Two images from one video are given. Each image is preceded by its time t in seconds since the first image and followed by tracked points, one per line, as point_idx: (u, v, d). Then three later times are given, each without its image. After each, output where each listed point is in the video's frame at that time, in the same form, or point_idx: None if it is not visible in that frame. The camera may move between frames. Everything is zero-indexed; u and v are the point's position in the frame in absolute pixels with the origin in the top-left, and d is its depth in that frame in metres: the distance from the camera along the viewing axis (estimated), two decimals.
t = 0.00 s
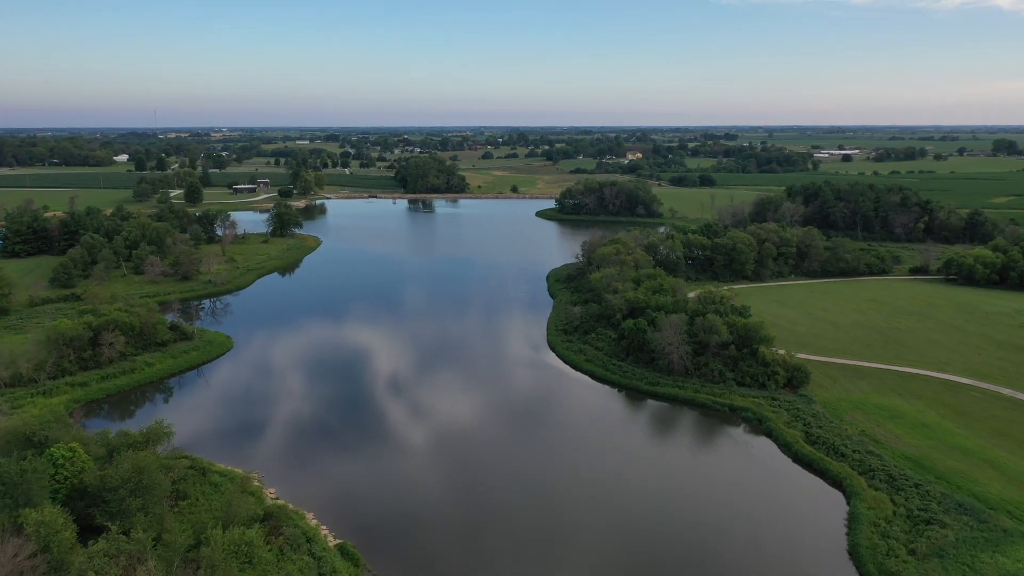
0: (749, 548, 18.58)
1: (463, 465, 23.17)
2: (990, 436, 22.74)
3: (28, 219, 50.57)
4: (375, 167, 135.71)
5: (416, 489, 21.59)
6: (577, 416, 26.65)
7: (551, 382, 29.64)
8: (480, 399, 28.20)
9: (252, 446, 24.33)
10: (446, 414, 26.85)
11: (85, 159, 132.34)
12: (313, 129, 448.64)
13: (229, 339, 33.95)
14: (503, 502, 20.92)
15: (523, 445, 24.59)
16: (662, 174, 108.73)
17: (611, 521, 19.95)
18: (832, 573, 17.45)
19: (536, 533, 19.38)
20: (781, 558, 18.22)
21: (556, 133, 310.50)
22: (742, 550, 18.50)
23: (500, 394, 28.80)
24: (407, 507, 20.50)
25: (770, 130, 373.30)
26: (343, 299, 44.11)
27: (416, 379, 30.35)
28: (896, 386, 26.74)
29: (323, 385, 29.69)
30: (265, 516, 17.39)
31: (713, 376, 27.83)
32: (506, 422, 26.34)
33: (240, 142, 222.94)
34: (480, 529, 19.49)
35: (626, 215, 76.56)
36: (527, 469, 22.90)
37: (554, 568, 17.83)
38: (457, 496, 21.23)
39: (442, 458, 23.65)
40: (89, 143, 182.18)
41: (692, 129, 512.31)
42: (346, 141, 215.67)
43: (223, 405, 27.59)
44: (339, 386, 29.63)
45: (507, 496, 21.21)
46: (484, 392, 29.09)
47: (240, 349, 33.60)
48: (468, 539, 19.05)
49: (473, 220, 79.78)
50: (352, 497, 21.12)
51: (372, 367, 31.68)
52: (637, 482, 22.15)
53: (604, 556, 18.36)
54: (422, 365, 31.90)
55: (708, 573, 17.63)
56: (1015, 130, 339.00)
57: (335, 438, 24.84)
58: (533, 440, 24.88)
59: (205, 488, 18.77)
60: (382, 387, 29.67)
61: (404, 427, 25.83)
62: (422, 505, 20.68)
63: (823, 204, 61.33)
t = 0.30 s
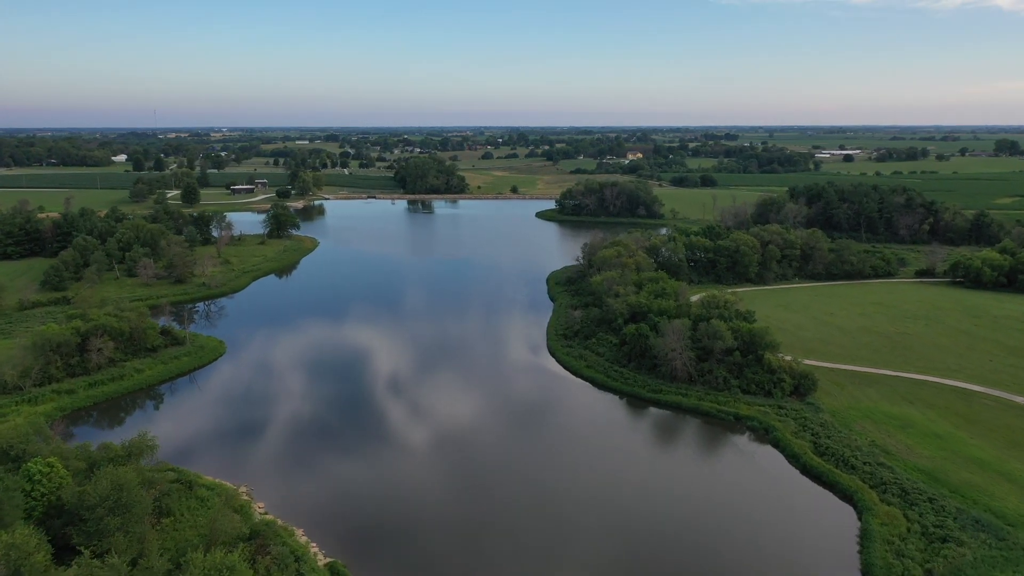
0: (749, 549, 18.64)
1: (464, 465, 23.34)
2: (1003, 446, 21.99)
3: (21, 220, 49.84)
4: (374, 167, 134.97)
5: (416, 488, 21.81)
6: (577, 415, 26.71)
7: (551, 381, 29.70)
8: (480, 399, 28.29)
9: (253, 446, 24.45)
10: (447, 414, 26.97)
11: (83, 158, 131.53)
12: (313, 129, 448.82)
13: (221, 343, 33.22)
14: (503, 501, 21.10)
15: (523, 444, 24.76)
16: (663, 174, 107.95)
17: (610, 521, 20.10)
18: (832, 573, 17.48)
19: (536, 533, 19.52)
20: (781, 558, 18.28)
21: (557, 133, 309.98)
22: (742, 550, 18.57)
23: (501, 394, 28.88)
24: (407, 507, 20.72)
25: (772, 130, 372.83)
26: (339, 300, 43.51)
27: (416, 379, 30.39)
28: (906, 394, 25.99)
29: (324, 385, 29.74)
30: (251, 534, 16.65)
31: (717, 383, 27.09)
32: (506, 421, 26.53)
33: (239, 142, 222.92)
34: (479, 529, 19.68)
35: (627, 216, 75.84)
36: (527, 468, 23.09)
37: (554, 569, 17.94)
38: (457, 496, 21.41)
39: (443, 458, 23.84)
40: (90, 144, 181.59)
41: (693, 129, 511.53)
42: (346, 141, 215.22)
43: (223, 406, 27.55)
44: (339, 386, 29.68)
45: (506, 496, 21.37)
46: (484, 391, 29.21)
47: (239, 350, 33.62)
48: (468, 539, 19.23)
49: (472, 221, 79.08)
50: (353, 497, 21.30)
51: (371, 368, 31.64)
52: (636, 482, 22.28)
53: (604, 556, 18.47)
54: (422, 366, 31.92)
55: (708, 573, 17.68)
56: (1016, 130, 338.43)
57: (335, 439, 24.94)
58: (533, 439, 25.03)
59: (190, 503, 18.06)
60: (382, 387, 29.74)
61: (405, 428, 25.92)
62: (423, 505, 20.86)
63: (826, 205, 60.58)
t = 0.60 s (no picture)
0: (748, 548, 18.62)
1: (464, 464, 23.38)
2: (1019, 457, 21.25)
3: (13, 222, 49.14)
4: (373, 168, 134.33)
5: (415, 488, 21.89)
6: (577, 414, 26.71)
7: (551, 382, 29.60)
8: (479, 399, 28.27)
9: (253, 446, 24.45)
10: (446, 414, 26.99)
11: (81, 158, 130.75)
12: (313, 129, 448.83)
13: (214, 348, 32.51)
14: (502, 501, 21.16)
15: (523, 443, 24.78)
16: (664, 175, 107.17)
17: (611, 520, 20.15)
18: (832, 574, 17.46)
19: (536, 533, 19.56)
20: (782, 558, 18.25)
21: (557, 133, 309.72)
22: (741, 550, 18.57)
23: (500, 394, 28.83)
24: (406, 507, 20.79)
25: (772, 130, 372.40)
26: (336, 302, 42.89)
27: (415, 379, 30.36)
28: (917, 402, 25.23)
29: (323, 385, 29.70)
30: (235, 553, 15.96)
31: (722, 391, 26.34)
32: (506, 420, 26.57)
33: (239, 143, 223.02)
34: (478, 527, 19.75)
35: (628, 217, 75.13)
36: (526, 466, 23.16)
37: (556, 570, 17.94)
38: (457, 495, 21.49)
39: (442, 457, 23.90)
40: (90, 144, 181.33)
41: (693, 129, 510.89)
42: (346, 141, 215.15)
43: (223, 405, 27.51)
44: (339, 386, 29.64)
45: (506, 495, 21.44)
46: (484, 391, 29.20)
47: (239, 349, 33.65)
48: (469, 538, 19.29)
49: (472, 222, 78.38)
50: (354, 497, 21.37)
51: (370, 369, 31.46)
52: (636, 481, 22.33)
53: (604, 556, 18.48)
54: (422, 367, 31.79)
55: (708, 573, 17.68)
56: (1016, 130, 337.65)
57: (335, 440, 24.95)
58: (532, 438, 25.06)
59: (174, 520, 17.33)
60: (382, 387, 29.66)
61: (404, 427, 25.92)
62: (424, 504, 20.94)
63: (829, 207, 59.86)
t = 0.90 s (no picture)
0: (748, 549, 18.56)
1: (464, 463, 23.32)
2: None
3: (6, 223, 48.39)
4: (372, 168, 133.54)
5: (415, 487, 21.85)
6: (577, 414, 26.60)
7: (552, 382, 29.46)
8: (479, 399, 28.17)
9: (253, 446, 24.36)
10: (446, 413, 26.90)
11: (79, 158, 129.91)
12: (313, 129, 448.36)
13: (206, 353, 31.81)
14: (502, 500, 21.12)
15: (523, 442, 24.73)
16: (665, 175, 106.24)
17: (611, 520, 20.13)
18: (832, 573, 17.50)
19: (537, 533, 19.50)
20: (781, 558, 18.26)
21: (557, 133, 309.42)
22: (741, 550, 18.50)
23: (500, 394, 28.73)
24: (405, 507, 20.76)
25: (772, 130, 371.74)
26: (333, 303, 42.21)
27: (416, 379, 30.24)
28: (928, 411, 24.48)
29: (323, 385, 29.53)
30: (219, 575, 15.16)
31: (727, 400, 25.61)
32: (506, 419, 26.53)
33: (239, 142, 222.57)
34: (477, 526, 19.73)
35: (629, 218, 74.40)
36: (527, 465, 23.14)
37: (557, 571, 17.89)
38: (457, 494, 21.48)
39: (442, 457, 23.84)
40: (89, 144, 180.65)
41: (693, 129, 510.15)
42: (346, 140, 214.47)
43: (224, 405, 27.41)
44: (340, 386, 29.47)
45: (506, 495, 21.40)
46: (484, 391, 29.11)
47: (240, 349, 33.60)
48: (469, 538, 19.24)
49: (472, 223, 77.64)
50: (353, 497, 21.31)
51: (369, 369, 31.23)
52: (638, 481, 22.28)
53: (604, 557, 18.42)
54: (422, 367, 31.60)
55: (707, 573, 17.66)
56: (1017, 130, 337.06)
57: (335, 439, 24.85)
58: (532, 438, 25.02)
59: (157, 538, 16.58)
60: (381, 387, 29.50)
61: (404, 427, 25.82)
62: (424, 504, 20.90)
63: (833, 208, 59.11)
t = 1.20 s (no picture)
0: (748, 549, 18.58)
1: (465, 464, 23.28)
2: None
3: None
4: (372, 168, 132.87)
5: (414, 487, 21.81)
6: (578, 415, 26.52)
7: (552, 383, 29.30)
8: (479, 399, 28.12)
9: (253, 446, 24.28)
10: (446, 413, 26.80)
11: (76, 159, 129.06)
12: (313, 128, 448.20)
13: (198, 359, 31.08)
14: (502, 499, 21.14)
15: (523, 442, 24.70)
16: (666, 176, 105.43)
17: (609, 519, 20.14)
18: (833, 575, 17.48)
19: (538, 533, 19.47)
20: (782, 558, 18.29)
21: (557, 132, 309.28)
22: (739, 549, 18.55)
23: (501, 394, 28.67)
24: (406, 507, 20.73)
25: (772, 130, 371.42)
26: (329, 304, 41.45)
27: (416, 379, 30.08)
28: (940, 420, 23.72)
29: (323, 385, 29.34)
30: None
31: (732, 410, 24.83)
32: (507, 418, 26.53)
33: (238, 143, 222.21)
34: (476, 526, 19.75)
35: (630, 219, 73.70)
36: (528, 464, 23.16)
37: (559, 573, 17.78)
38: (458, 494, 21.49)
39: (442, 457, 23.78)
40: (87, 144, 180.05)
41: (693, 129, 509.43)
42: (345, 140, 214.13)
43: (223, 406, 27.29)
44: (340, 386, 29.27)
45: (506, 494, 21.41)
46: (484, 392, 28.99)
47: (239, 350, 33.35)
48: (469, 538, 19.23)
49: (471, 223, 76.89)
50: (353, 498, 21.28)
51: (370, 369, 31.14)
52: (639, 482, 22.22)
53: (603, 558, 18.39)
54: (422, 367, 31.45)
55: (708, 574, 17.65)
56: (1017, 129, 336.69)
57: (335, 440, 24.77)
58: (534, 437, 24.99)
59: (139, 557, 15.83)
60: (382, 387, 29.38)
61: (404, 427, 25.73)
62: (424, 504, 20.87)
63: (837, 209, 58.38)
